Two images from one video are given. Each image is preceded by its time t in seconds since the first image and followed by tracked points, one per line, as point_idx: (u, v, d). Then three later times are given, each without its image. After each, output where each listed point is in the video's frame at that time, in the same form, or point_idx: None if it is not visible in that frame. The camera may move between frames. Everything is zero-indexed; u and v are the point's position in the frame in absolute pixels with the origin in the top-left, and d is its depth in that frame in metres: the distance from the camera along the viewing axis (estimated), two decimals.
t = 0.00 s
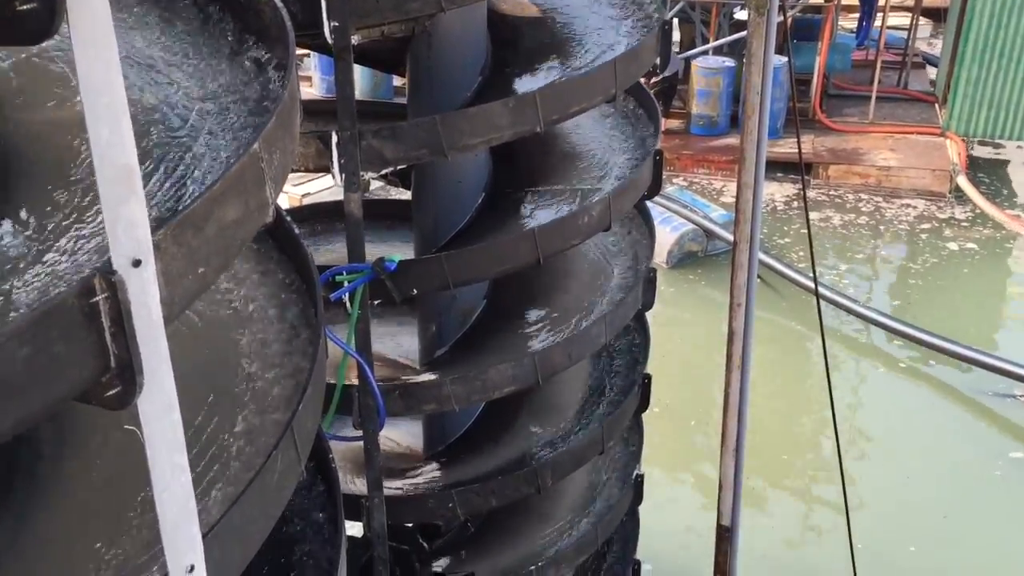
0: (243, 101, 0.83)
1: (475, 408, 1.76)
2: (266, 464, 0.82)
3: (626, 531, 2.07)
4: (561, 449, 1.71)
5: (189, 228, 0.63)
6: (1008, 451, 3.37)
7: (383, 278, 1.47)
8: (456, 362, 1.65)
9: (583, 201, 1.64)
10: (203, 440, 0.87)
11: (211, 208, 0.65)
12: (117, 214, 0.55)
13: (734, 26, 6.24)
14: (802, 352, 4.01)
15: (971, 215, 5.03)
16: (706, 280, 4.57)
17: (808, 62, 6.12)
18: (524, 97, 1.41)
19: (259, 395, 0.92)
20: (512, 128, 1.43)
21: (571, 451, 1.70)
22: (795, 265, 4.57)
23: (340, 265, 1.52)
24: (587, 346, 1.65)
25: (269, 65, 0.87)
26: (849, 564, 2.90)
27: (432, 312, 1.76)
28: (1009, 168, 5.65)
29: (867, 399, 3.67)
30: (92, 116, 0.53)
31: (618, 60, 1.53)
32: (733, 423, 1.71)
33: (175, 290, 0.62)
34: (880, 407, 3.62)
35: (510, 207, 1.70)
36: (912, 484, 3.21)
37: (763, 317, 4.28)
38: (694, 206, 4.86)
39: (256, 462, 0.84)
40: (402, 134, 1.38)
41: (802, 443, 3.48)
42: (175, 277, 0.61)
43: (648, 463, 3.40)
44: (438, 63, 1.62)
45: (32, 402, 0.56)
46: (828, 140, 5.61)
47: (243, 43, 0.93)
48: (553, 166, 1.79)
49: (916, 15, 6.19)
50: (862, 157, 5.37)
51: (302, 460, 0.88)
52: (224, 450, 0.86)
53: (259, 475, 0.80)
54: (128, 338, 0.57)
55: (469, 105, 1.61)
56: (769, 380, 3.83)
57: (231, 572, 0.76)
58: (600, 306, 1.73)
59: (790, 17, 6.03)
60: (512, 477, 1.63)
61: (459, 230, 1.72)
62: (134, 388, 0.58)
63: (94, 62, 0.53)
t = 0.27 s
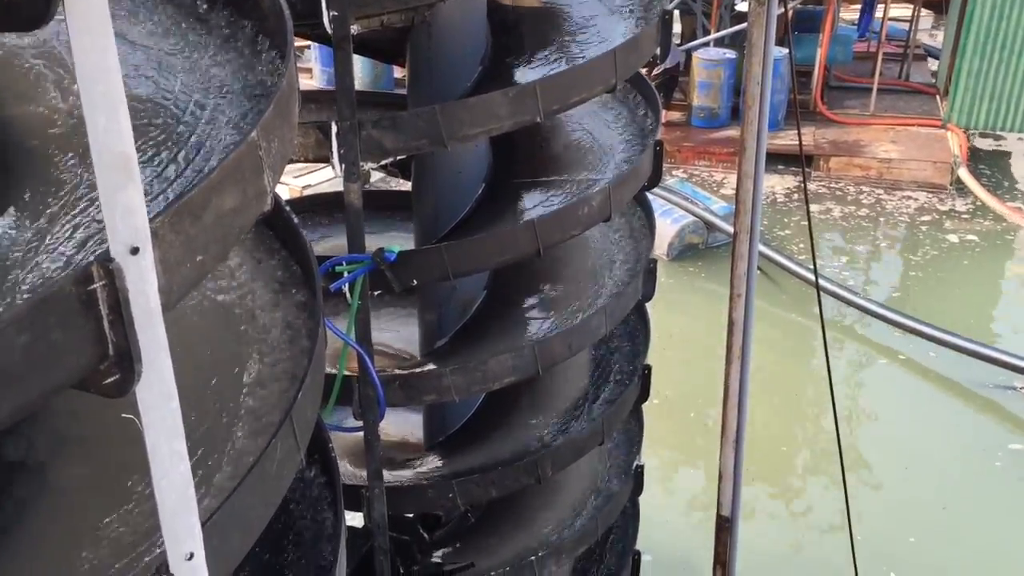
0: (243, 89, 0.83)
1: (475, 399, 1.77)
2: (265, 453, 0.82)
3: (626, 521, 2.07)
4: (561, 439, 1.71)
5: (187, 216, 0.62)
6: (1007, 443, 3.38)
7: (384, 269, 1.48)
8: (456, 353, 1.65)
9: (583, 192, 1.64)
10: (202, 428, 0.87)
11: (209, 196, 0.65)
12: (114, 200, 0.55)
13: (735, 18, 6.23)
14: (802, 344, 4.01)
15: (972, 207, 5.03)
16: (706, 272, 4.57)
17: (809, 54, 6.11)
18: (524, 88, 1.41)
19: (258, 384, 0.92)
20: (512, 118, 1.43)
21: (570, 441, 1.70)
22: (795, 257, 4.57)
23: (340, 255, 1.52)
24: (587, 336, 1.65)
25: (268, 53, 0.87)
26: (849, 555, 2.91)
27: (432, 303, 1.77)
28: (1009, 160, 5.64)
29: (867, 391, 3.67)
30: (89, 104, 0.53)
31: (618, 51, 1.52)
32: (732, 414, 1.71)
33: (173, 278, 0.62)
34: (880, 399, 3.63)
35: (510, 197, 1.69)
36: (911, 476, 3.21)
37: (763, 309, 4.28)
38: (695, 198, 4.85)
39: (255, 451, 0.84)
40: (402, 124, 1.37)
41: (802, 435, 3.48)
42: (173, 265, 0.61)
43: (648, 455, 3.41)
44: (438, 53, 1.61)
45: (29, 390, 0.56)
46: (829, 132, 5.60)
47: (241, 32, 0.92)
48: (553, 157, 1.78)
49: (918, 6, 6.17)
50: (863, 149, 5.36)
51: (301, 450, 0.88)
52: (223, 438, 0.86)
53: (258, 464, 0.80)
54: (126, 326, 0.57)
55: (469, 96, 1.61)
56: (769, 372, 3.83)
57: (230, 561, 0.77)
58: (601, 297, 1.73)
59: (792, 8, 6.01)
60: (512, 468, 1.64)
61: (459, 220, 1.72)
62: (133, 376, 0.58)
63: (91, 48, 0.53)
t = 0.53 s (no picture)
0: (247, 79, 0.83)
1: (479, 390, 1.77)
2: (271, 442, 0.82)
3: (629, 513, 2.07)
4: (564, 431, 1.71)
5: (194, 205, 0.63)
6: (1008, 435, 3.38)
7: (387, 260, 1.48)
8: (459, 345, 1.65)
9: (588, 183, 1.64)
10: (208, 419, 0.87)
11: (215, 184, 0.65)
12: (120, 188, 0.55)
13: (738, 10, 6.21)
14: (804, 337, 4.01)
15: (975, 199, 5.02)
16: (708, 265, 4.57)
17: (812, 46, 6.09)
18: (528, 79, 1.41)
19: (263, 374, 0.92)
20: (516, 110, 1.43)
21: (574, 433, 1.70)
22: (798, 250, 4.56)
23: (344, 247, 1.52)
24: (591, 328, 1.65)
25: (272, 43, 0.87)
26: (850, 546, 2.92)
27: (435, 294, 1.77)
28: (1012, 153, 5.63)
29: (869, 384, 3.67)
30: (96, 92, 0.53)
31: (622, 42, 1.52)
32: (736, 406, 1.71)
33: (179, 267, 0.62)
34: (882, 391, 3.63)
35: (513, 189, 1.69)
36: (912, 468, 3.21)
37: (765, 301, 4.28)
38: (697, 191, 4.85)
39: (261, 440, 0.84)
40: (405, 115, 1.37)
41: (803, 428, 3.48)
42: (179, 253, 0.61)
43: (651, 447, 3.42)
44: (441, 45, 1.61)
45: (37, 378, 0.56)
46: (832, 125, 5.60)
47: (245, 23, 0.92)
48: (557, 148, 1.78)
49: None
50: (866, 142, 5.35)
51: (307, 439, 0.88)
52: (228, 427, 0.86)
53: (263, 452, 0.80)
54: (133, 314, 0.57)
55: (472, 87, 1.61)
56: (771, 365, 3.83)
57: (236, 549, 0.77)
58: (604, 288, 1.73)
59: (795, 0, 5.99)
60: (516, 459, 1.64)
61: (462, 212, 1.72)
62: (140, 365, 0.58)
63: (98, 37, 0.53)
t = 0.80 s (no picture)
0: (249, 67, 0.82)
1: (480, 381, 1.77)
2: (273, 431, 0.82)
3: (630, 505, 2.07)
4: (566, 423, 1.71)
5: (196, 193, 0.62)
6: (1007, 428, 3.38)
7: (389, 251, 1.48)
8: (460, 337, 1.65)
9: (589, 174, 1.64)
10: (210, 407, 0.87)
11: (217, 172, 0.65)
12: (122, 175, 0.55)
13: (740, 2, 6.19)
14: (805, 330, 4.01)
15: (976, 192, 5.01)
16: (709, 258, 4.56)
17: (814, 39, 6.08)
18: (530, 69, 1.41)
19: (265, 363, 0.92)
20: (518, 101, 1.42)
21: (575, 425, 1.70)
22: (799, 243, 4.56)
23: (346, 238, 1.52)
24: (592, 319, 1.65)
25: (274, 33, 0.87)
26: (850, 539, 2.92)
27: (437, 286, 1.77)
28: (1014, 146, 5.62)
29: (870, 377, 3.67)
30: (98, 78, 0.53)
31: (624, 33, 1.52)
32: (737, 398, 1.71)
33: (181, 255, 0.62)
34: (883, 384, 3.63)
35: (515, 180, 1.69)
36: (912, 461, 3.22)
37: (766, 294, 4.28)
38: (698, 183, 4.84)
39: (262, 429, 0.84)
40: (407, 106, 1.37)
41: (804, 421, 3.48)
42: (181, 242, 0.61)
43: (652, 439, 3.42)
44: (443, 36, 1.61)
45: (39, 365, 0.56)
46: (834, 118, 5.59)
47: (248, 13, 0.92)
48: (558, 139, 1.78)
49: None
50: (868, 135, 5.34)
51: (308, 428, 0.88)
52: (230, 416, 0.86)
53: (265, 441, 0.80)
54: (135, 302, 0.57)
55: (474, 78, 1.60)
56: (772, 357, 3.83)
57: (237, 537, 0.77)
58: (606, 280, 1.73)
59: None
60: (517, 450, 1.64)
61: (464, 203, 1.72)
62: (141, 353, 0.58)
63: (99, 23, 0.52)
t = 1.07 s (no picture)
0: (248, 58, 0.82)
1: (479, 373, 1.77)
2: (272, 421, 0.82)
3: (629, 496, 2.08)
4: (565, 414, 1.71)
5: (195, 182, 0.63)
6: (1006, 420, 3.39)
7: (388, 243, 1.48)
8: (460, 328, 1.65)
9: (588, 166, 1.64)
10: (210, 397, 0.88)
11: (216, 161, 0.65)
12: (121, 164, 0.55)
13: None
14: (804, 323, 4.01)
15: (976, 185, 5.01)
16: (709, 251, 4.57)
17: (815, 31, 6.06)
18: (530, 60, 1.40)
19: (264, 354, 0.92)
20: (518, 92, 1.42)
21: (574, 416, 1.71)
22: (798, 236, 4.56)
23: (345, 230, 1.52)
24: (591, 311, 1.65)
25: (274, 26, 0.87)
26: (849, 531, 2.93)
27: (437, 278, 1.77)
28: (1014, 139, 5.61)
29: (870, 369, 3.68)
30: (96, 67, 0.53)
31: (624, 24, 1.51)
32: (736, 390, 1.71)
33: (180, 245, 0.62)
34: (882, 377, 3.63)
35: (514, 172, 1.69)
36: (911, 453, 3.22)
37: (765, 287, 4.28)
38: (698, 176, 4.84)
39: (262, 418, 0.84)
40: (406, 97, 1.36)
41: (804, 413, 3.49)
42: (180, 231, 0.61)
43: (652, 432, 3.43)
44: (443, 28, 1.61)
45: (38, 354, 0.56)
46: (834, 111, 5.59)
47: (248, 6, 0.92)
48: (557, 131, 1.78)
49: None
50: (868, 128, 5.34)
51: (308, 418, 0.88)
52: (230, 405, 0.87)
53: (264, 431, 0.81)
54: (134, 290, 0.57)
55: (474, 69, 1.60)
56: (771, 350, 3.84)
57: (237, 526, 0.77)
58: (605, 272, 1.73)
59: None
60: (516, 441, 1.64)
61: (463, 194, 1.72)
62: (141, 342, 0.58)
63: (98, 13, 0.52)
